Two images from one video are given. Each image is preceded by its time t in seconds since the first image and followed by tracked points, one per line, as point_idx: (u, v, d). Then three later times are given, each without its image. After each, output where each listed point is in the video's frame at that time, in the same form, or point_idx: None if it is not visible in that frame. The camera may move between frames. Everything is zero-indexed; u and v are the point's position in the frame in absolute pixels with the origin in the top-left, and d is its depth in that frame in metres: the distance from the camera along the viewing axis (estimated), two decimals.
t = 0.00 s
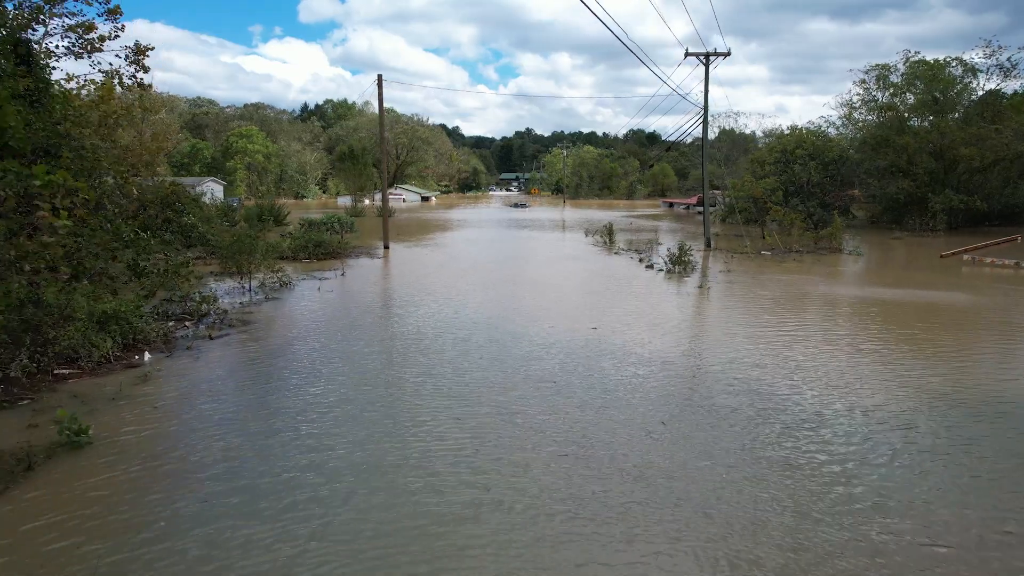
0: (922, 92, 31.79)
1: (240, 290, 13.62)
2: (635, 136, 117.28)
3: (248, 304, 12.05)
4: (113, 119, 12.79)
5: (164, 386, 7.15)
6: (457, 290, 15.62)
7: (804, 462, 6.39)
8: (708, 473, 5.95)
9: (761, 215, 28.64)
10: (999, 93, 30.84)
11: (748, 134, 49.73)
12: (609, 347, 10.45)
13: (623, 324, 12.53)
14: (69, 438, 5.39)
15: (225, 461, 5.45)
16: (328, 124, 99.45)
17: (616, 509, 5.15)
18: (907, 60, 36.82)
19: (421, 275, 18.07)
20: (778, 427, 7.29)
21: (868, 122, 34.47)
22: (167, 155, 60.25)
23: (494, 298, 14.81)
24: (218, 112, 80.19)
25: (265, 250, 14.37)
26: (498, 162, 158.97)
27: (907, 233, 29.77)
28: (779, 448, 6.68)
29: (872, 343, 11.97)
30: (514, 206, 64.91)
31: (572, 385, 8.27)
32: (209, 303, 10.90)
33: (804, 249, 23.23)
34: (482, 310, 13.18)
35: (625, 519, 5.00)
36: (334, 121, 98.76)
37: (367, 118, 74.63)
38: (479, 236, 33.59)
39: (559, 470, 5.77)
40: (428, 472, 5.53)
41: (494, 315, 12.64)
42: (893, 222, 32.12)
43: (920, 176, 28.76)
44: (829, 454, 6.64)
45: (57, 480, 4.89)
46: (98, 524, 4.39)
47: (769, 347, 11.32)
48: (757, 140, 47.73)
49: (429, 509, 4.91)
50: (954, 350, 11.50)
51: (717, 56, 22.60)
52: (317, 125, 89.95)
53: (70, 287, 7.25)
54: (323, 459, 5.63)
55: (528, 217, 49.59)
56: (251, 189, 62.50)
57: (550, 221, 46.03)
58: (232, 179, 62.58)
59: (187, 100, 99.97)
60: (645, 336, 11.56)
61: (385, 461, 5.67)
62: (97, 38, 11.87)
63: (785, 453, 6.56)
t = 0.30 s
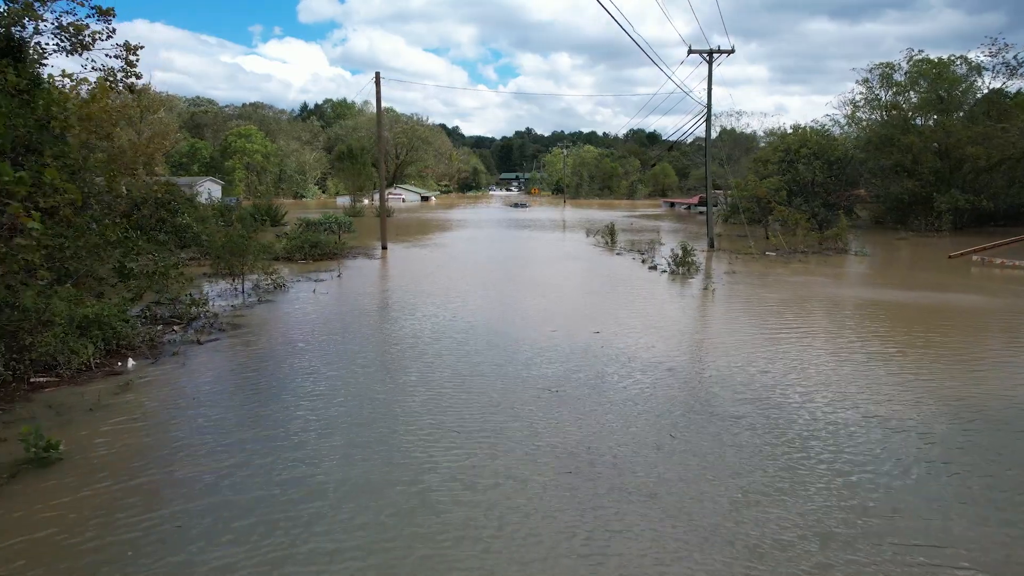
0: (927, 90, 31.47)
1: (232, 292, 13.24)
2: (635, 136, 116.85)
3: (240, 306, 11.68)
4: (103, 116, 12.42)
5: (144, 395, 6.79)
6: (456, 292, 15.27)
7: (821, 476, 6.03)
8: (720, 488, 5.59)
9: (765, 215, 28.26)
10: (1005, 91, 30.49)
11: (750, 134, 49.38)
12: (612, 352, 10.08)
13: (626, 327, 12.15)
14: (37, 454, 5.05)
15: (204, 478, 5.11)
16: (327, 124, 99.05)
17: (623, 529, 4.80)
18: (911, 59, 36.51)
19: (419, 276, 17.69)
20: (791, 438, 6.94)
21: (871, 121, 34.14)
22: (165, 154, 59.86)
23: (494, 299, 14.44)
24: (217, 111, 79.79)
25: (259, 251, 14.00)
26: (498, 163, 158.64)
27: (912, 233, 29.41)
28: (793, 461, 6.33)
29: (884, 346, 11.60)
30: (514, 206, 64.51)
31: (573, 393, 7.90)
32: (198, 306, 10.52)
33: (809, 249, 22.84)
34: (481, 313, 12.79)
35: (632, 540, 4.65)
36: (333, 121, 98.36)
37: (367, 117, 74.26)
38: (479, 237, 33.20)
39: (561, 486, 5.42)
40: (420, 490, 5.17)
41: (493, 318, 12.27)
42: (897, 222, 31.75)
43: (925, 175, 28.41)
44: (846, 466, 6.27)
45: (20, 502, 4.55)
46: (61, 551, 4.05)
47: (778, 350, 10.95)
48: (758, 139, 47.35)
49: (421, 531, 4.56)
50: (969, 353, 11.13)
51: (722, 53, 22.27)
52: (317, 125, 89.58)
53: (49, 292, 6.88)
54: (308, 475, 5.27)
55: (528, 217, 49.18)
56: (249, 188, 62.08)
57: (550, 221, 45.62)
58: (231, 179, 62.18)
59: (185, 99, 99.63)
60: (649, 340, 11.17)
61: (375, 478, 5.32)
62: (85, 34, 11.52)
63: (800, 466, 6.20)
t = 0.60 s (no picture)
0: (931, 89, 31.14)
1: (224, 294, 12.88)
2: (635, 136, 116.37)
3: (231, 309, 11.33)
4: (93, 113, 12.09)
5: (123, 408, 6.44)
6: (454, 294, 14.91)
7: (839, 492, 5.67)
8: (732, 507, 5.24)
9: (768, 215, 27.92)
10: (1010, 90, 30.18)
11: (751, 133, 49.01)
12: (615, 358, 9.72)
13: (629, 331, 11.78)
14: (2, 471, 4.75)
15: (180, 498, 4.78)
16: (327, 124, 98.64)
17: (631, 556, 4.44)
18: (915, 58, 36.18)
19: (417, 278, 17.32)
20: (806, 450, 6.57)
21: (875, 120, 33.79)
22: (164, 154, 59.50)
23: (494, 302, 14.08)
24: (216, 110, 79.46)
25: (252, 252, 13.66)
26: (498, 162, 158.25)
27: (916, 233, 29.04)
28: (807, 476, 5.97)
29: (895, 349, 11.24)
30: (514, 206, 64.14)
31: (575, 403, 7.53)
32: (187, 309, 10.17)
33: (813, 249, 22.49)
34: (480, 316, 12.42)
35: (639, 566, 4.31)
36: (333, 120, 98.03)
37: (366, 117, 73.90)
38: (478, 237, 32.85)
39: (562, 504, 5.09)
40: (410, 512, 4.81)
41: (492, 321, 11.91)
42: (902, 222, 31.38)
43: (930, 175, 28.06)
44: (866, 481, 5.92)
45: None
46: None
47: (786, 354, 10.58)
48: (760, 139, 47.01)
49: (410, 557, 4.22)
50: (983, 357, 10.78)
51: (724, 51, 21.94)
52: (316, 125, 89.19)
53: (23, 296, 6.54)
54: (292, 495, 4.92)
55: (528, 217, 48.56)
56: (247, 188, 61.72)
57: (550, 221, 45.22)
58: (229, 178, 61.83)
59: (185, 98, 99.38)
60: (654, 344, 10.81)
61: (363, 500, 4.96)
62: (72, 28, 11.17)
63: (817, 482, 5.84)
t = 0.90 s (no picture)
0: (935, 88, 30.80)
1: (215, 297, 12.50)
2: (635, 136, 116.00)
3: (221, 313, 10.96)
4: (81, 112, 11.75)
5: (100, 420, 6.10)
6: (452, 297, 14.54)
7: (859, 509, 5.33)
8: (745, 527, 4.90)
9: (770, 215, 27.56)
10: (1015, 88, 29.83)
11: (753, 133, 48.61)
12: (618, 364, 9.37)
13: (632, 335, 11.42)
14: None
15: (151, 522, 4.48)
16: (326, 124, 98.19)
17: None
18: (918, 57, 35.87)
19: (415, 279, 16.94)
20: (821, 463, 6.22)
21: (878, 120, 33.44)
22: (162, 154, 59.09)
23: (492, 305, 13.70)
24: (214, 110, 79.12)
25: (244, 253, 13.30)
26: (498, 162, 157.86)
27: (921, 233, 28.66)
28: (824, 491, 5.63)
29: (907, 353, 10.85)
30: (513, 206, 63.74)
31: (576, 413, 7.18)
32: (174, 313, 9.80)
33: (818, 250, 22.13)
34: (478, 320, 12.04)
35: None
36: (332, 120, 97.65)
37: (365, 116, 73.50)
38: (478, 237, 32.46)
39: (561, 524, 4.76)
40: (400, 536, 4.48)
41: (491, 326, 11.53)
42: (906, 222, 30.98)
43: (934, 174, 27.69)
44: (886, 497, 5.58)
45: None
46: None
47: (795, 359, 10.21)
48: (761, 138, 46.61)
49: None
50: (999, 361, 10.39)
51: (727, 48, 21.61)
52: (315, 125, 88.76)
53: None
54: (271, 517, 4.60)
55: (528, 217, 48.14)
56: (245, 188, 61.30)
57: (551, 222, 44.49)
58: (227, 178, 61.47)
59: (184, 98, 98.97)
60: (657, 349, 10.46)
61: (350, 523, 4.62)
62: (58, 24, 10.84)
63: (834, 498, 5.51)
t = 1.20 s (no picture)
0: (940, 87, 30.45)
1: (205, 300, 12.12)
2: (635, 135, 115.57)
3: (210, 316, 10.59)
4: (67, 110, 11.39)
5: (71, 436, 5.73)
6: (450, 299, 14.17)
7: (881, 533, 4.96)
8: (758, 553, 4.57)
9: (774, 215, 27.19)
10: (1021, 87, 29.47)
11: (755, 133, 48.22)
12: (620, 371, 8.97)
13: (636, 340, 11.00)
14: None
15: (118, 551, 4.15)
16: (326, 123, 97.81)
17: None
18: (922, 56, 35.51)
19: (413, 281, 16.56)
20: (837, 480, 5.85)
21: (882, 119, 33.07)
22: (160, 154, 58.73)
23: (491, 308, 13.30)
24: (213, 109, 78.74)
25: (236, 254, 12.91)
26: (498, 162, 157.46)
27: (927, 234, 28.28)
28: (841, 512, 5.27)
29: (921, 357, 10.46)
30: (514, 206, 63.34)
31: (578, 425, 6.80)
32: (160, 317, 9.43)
33: (823, 251, 21.77)
34: (475, 324, 11.64)
35: None
36: (332, 119, 97.27)
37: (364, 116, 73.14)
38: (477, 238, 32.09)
39: (561, 551, 4.43)
40: (384, 569, 4.10)
41: (489, 330, 11.15)
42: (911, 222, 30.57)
43: (940, 174, 27.32)
44: (909, 518, 5.21)
45: None
46: None
47: (805, 364, 9.84)
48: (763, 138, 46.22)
49: None
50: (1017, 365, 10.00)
51: (730, 45, 21.26)
52: (314, 124, 88.41)
53: None
54: (248, 545, 4.26)
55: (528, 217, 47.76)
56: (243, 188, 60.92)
57: (551, 222, 44.13)
58: (225, 178, 61.12)
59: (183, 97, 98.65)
60: (662, 354, 10.07)
61: (330, 553, 4.25)
62: (43, 18, 10.49)
63: (853, 521, 5.13)
